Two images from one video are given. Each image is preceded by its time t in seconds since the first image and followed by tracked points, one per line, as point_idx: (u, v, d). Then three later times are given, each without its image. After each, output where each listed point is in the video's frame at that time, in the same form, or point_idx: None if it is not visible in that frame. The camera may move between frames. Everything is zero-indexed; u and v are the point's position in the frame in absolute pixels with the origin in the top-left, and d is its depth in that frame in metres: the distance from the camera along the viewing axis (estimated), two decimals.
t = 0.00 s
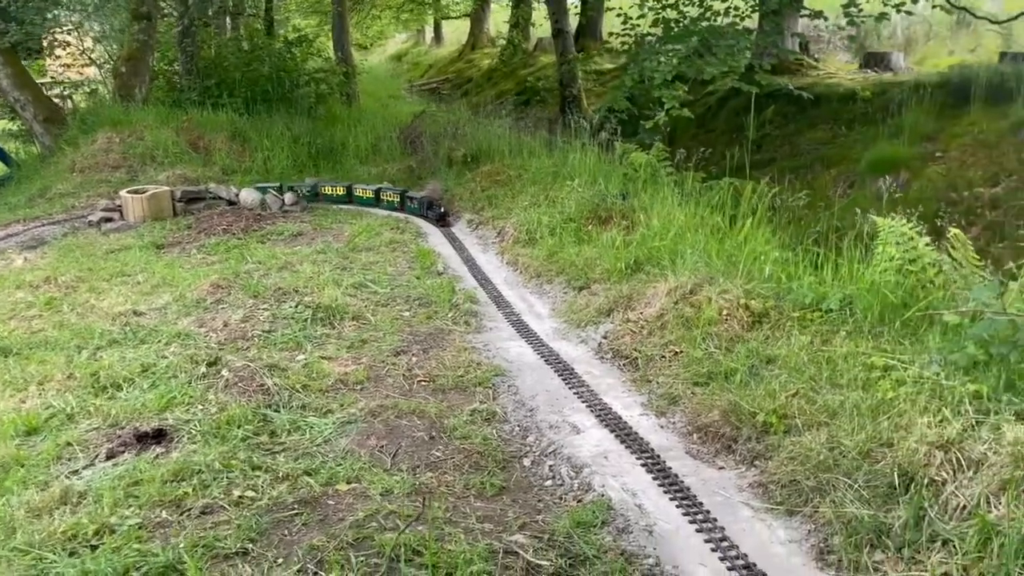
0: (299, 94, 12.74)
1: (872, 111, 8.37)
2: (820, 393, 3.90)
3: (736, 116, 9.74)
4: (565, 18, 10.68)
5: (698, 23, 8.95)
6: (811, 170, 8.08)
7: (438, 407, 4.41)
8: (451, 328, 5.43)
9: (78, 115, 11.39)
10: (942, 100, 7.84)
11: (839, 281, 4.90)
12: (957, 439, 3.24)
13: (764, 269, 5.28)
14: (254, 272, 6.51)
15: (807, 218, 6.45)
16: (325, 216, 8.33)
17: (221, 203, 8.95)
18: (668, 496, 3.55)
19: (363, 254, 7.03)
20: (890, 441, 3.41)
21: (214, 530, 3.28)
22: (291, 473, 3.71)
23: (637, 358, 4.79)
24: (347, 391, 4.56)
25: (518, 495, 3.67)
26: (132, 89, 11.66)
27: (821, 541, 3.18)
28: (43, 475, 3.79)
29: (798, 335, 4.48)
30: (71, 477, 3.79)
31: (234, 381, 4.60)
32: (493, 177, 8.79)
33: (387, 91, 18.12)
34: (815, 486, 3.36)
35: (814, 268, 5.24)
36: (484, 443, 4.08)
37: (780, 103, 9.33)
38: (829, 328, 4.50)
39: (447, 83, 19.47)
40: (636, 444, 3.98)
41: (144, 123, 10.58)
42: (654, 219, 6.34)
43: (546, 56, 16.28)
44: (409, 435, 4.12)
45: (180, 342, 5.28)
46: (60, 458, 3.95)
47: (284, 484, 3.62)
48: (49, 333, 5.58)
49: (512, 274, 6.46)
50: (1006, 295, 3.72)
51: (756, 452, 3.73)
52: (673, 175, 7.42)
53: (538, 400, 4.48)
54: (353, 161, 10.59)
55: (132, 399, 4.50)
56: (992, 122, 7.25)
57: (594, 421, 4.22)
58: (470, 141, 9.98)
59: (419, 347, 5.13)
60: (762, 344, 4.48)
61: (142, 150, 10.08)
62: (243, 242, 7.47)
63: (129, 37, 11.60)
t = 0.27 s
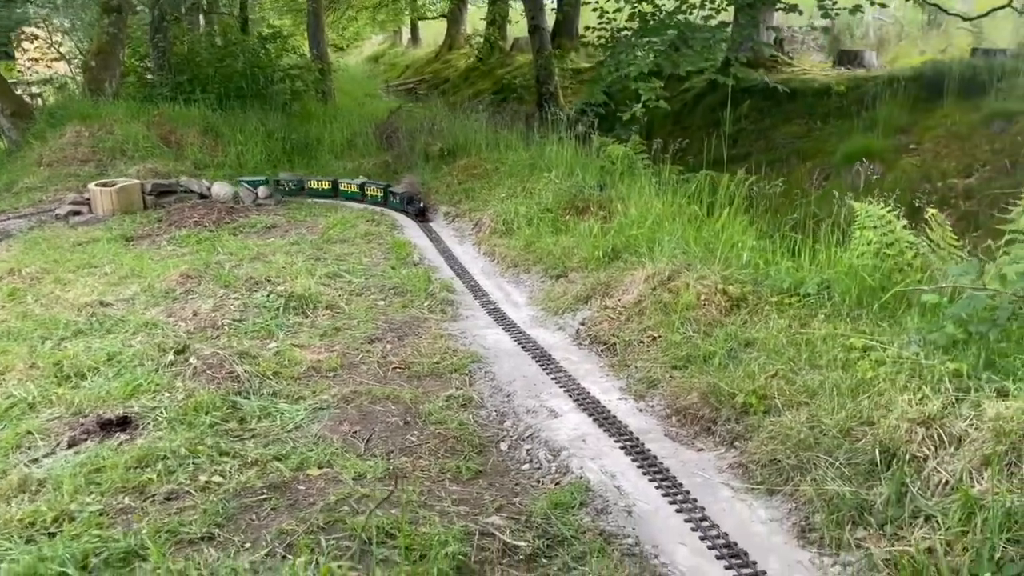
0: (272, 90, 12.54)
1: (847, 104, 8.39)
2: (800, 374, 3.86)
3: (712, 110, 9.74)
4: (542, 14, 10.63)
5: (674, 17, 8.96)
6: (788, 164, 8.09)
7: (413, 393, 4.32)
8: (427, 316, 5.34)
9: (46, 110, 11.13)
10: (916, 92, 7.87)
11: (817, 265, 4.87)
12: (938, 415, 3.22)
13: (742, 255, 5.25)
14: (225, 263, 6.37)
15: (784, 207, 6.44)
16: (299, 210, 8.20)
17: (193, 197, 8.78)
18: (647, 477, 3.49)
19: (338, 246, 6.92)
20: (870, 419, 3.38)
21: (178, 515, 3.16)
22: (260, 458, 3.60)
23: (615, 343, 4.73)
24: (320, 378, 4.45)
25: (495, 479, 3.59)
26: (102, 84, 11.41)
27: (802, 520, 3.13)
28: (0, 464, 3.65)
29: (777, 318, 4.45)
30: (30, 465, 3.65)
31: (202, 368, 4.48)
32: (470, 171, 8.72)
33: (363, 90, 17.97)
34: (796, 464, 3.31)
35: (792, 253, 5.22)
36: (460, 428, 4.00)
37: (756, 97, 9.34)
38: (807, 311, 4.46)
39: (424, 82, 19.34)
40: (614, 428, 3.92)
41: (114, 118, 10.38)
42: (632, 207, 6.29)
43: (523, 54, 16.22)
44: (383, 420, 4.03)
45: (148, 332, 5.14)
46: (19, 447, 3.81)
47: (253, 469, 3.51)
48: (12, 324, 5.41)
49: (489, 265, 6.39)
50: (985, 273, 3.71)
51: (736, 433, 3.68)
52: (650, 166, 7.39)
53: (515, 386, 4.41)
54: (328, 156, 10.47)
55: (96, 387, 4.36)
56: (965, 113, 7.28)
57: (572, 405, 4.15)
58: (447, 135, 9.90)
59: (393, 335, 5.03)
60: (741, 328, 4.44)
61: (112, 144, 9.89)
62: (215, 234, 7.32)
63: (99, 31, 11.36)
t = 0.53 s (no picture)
0: (248, 89, 12.37)
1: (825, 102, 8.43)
2: (783, 361, 3.82)
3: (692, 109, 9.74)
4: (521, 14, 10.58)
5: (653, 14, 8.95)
6: (767, 161, 8.09)
7: (391, 384, 4.22)
8: (405, 309, 5.25)
9: (15, 107, 10.90)
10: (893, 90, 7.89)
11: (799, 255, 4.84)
12: (923, 399, 3.18)
13: (723, 246, 5.21)
14: (198, 257, 6.24)
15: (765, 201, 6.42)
16: (275, 206, 8.08)
17: (166, 194, 8.62)
18: (630, 465, 3.42)
19: (314, 241, 6.81)
20: (855, 404, 3.33)
21: (147, 506, 3.05)
22: (233, 449, 3.49)
23: (596, 334, 4.67)
24: (295, 370, 4.35)
25: (475, 469, 3.51)
26: (73, 81, 11.20)
27: (788, 505, 3.07)
28: None
29: (759, 307, 4.41)
30: None
31: (173, 360, 4.36)
32: (449, 168, 8.64)
33: (341, 91, 17.83)
34: (781, 450, 3.26)
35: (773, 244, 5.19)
36: (439, 419, 3.91)
37: (735, 96, 9.35)
38: (790, 300, 4.43)
39: (402, 84, 19.24)
40: (597, 417, 3.85)
41: (85, 114, 10.19)
42: (612, 200, 6.25)
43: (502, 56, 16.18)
44: (360, 411, 3.93)
45: (118, 325, 5.00)
46: None
47: (225, 460, 3.40)
48: None
49: (468, 259, 6.31)
50: (968, 258, 3.69)
51: (719, 420, 3.62)
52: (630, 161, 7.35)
53: (495, 377, 4.33)
54: (304, 154, 10.34)
55: (63, 380, 4.23)
56: (942, 109, 7.29)
57: (553, 395, 4.08)
58: (425, 133, 9.81)
59: (371, 327, 4.93)
60: (724, 317, 4.39)
61: (83, 141, 9.69)
62: (188, 230, 7.18)
63: (69, 27, 11.16)
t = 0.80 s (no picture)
0: (229, 89, 12.23)
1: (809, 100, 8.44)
2: (771, 346, 3.77)
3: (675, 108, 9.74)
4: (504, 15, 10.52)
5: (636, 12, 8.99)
6: (751, 159, 8.09)
7: (373, 373, 4.13)
8: (388, 301, 5.16)
9: None
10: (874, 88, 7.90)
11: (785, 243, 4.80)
12: (915, 379, 3.14)
13: (709, 236, 5.17)
14: (176, 250, 6.11)
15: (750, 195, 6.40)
16: (255, 203, 7.96)
17: (143, 191, 8.48)
18: (617, 450, 3.36)
19: (295, 236, 6.70)
20: (845, 385, 3.28)
21: (119, 492, 2.94)
22: (209, 436, 3.39)
23: (582, 324, 4.60)
24: (274, 360, 4.24)
25: (459, 456, 3.43)
26: (50, 79, 11.03)
27: (779, 487, 3.01)
28: None
29: (747, 294, 4.36)
30: None
31: (149, 350, 4.24)
32: (432, 166, 8.56)
33: (324, 93, 17.72)
34: (771, 432, 3.20)
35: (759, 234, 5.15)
36: (422, 407, 3.83)
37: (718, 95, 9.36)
38: (776, 287, 4.39)
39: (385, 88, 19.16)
40: (583, 404, 3.78)
41: (62, 112, 10.02)
42: (596, 193, 6.20)
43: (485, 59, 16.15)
44: (341, 399, 3.84)
45: (92, 316, 4.87)
46: None
47: (201, 447, 3.30)
48: None
49: (452, 253, 6.22)
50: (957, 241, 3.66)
51: (707, 405, 3.57)
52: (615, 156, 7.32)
53: (479, 366, 4.25)
54: (286, 153, 10.22)
55: (34, 369, 4.10)
56: (925, 107, 7.31)
57: (539, 383, 4.01)
58: (408, 131, 9.74)
59: (352, 318, 4.84)
60: (711, 305, 4.35)
61: (59, 138, 9.52)
62: (166, 225, 7.05)
63: (47, 24, 11.01)
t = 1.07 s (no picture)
0: (213, 88, 12.11)
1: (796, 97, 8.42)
2: (762, 328, 3.71)
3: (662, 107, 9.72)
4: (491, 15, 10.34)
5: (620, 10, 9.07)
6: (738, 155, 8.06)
7: (357, 358, 4.04)
8: (373, 290, 5.07)
9: None
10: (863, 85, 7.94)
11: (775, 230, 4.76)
12: (909, 355, 3.08)
13: (698, 225, 5.12)
14: (156, 242, 5.99)
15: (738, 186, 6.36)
16: (238, 198, 7.85)
17: (124, 186, 8.34)
18: (607, 431, 3.28)
19: (279, 229, 6.59)
20: (838, 363, 3.21)
21: (90, 472, 2.83)
22: (186, 418, 3.28)
23: (570, 311, 4.53)
24: (255, 346, 4.14)
25: (445, 438, 3.34)
26: (31, 76, 10.89)
27: (773, 466, 2.94)
28: None
29: (737, 279, 4.31)
30: None
31: (126, 336, 4.13)
32: (418, 162, 8.48)
33: (309, 96, 17.62)
34: (763, 411, 3.14)
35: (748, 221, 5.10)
36: (408, 391, 3.74)
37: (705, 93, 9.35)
38: (766, 273, 4.34)
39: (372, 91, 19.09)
40: (572, 387, 3.70)
41: (42, 108, 9.88)
42: (584, 184, 6.14)
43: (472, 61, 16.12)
44: (323, 383, 3.74)
45: (68, 304, 4.75)
46: None
47: (178, 428, 3.19)
48: None
49: (438, 246, 6.14)
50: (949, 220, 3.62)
51: (698, 387, 3.50)
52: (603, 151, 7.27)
53: (466, 351, 4.17)
54: (270, 152, 10.12)
55: (6, 354, 3.97)
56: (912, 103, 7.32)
57: (526, 368, 3.93)
58: (394, 129, 9.66)
59: (336, 306, 4.74)
60: (700, 290, 4.29)
61: (39, 134, 9.37)
62: (147, 218, 6.92)
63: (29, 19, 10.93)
